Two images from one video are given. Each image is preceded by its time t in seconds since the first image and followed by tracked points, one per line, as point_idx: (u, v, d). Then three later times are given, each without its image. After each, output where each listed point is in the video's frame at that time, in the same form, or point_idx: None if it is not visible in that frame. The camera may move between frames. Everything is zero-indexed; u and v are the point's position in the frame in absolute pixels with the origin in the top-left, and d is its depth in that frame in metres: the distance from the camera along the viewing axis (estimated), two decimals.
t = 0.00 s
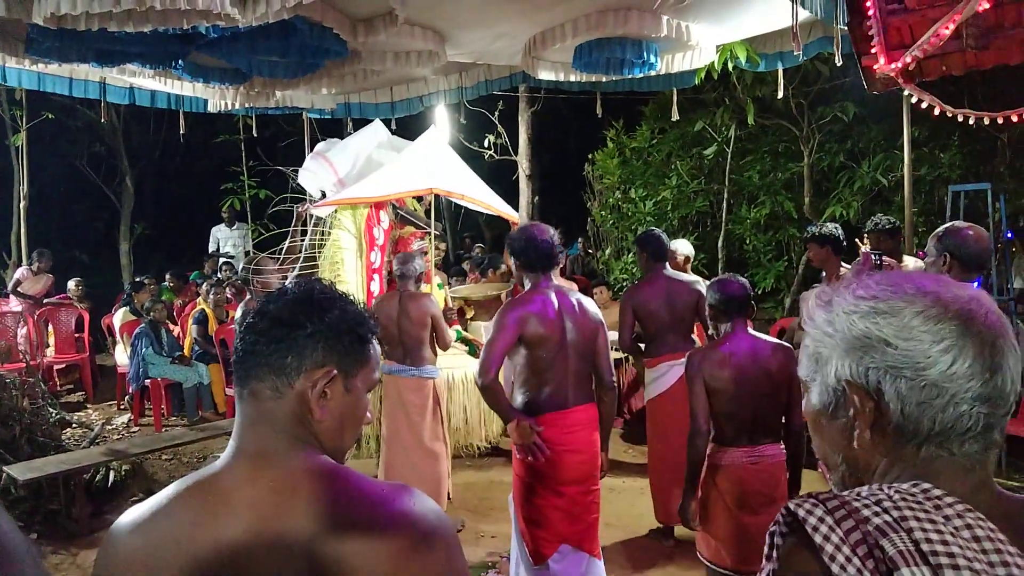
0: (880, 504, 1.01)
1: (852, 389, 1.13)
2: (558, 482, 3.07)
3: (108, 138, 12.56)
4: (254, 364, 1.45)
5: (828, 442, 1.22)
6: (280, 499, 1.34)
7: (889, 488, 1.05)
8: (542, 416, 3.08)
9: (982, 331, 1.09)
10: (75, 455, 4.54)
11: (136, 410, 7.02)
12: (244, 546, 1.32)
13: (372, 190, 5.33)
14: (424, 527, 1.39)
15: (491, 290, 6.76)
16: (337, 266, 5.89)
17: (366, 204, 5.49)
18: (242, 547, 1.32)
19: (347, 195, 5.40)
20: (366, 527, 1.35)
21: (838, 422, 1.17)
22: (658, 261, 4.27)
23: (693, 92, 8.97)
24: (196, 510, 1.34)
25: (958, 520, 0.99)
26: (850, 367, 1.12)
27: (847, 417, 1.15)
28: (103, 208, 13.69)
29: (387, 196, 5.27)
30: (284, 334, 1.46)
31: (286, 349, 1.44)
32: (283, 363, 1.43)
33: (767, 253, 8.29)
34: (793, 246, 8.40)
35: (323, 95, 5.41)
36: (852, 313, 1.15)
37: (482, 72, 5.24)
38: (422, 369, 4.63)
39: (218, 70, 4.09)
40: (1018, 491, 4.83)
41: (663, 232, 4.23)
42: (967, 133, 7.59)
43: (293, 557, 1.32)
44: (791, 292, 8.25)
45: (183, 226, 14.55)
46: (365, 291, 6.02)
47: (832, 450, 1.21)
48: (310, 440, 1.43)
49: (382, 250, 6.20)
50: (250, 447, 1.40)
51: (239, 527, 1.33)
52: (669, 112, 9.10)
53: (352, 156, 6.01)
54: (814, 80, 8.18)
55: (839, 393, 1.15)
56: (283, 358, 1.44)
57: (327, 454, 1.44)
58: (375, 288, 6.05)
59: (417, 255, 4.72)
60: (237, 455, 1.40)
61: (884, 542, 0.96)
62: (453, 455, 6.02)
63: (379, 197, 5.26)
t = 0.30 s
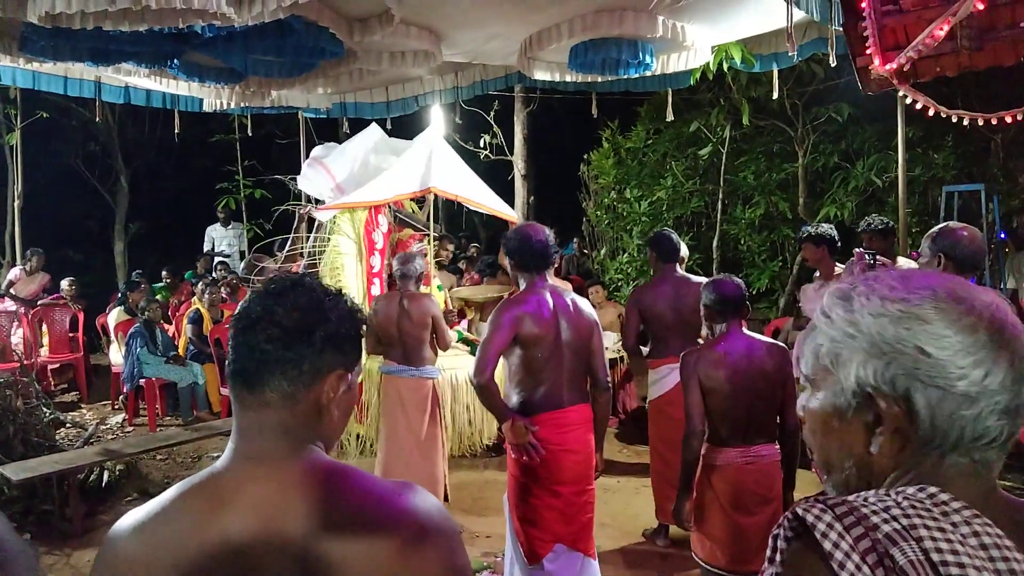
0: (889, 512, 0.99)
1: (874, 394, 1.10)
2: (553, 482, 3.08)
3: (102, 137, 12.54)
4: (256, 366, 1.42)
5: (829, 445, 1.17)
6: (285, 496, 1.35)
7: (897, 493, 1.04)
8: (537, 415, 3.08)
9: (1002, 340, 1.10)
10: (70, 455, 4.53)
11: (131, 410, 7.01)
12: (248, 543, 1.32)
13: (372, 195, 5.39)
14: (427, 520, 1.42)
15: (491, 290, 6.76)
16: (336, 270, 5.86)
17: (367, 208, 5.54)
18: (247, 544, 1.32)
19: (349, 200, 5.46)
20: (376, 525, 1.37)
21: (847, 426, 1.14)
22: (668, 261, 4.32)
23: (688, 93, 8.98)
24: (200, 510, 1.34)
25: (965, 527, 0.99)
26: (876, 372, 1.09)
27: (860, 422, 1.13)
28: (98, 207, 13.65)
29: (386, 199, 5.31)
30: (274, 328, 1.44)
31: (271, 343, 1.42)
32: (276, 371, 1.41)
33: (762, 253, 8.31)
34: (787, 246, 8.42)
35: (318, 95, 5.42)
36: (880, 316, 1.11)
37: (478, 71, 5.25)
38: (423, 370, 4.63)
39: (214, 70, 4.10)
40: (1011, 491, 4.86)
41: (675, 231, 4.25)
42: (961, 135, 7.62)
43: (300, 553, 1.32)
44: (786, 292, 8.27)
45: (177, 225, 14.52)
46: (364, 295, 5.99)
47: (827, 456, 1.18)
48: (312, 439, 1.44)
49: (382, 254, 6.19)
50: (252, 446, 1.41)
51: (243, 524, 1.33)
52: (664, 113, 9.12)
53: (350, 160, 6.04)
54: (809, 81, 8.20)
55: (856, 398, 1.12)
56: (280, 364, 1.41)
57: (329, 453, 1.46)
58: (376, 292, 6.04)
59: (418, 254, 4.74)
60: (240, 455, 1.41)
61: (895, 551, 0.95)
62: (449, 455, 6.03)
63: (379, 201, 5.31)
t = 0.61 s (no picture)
0: (920, 526, 0.93)
1: (918, 409, 0.99)
2: (553, 481, 3.07)
3: (102, 136, 12.52)
4: (256, 367, 1.41)
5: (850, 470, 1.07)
6: (296, 490, 1.35)
7: (923, 502, 0.98)
8: (537, 415, 3.07)
9: None
10: (67, 454, 4.52)
11: (129, 408, 7.00)
12: (261, 540, 1.32)
13: (375, 196, 5.42)
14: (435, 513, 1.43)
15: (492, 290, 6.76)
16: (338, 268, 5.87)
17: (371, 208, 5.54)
18: (259, 542, 1.32)
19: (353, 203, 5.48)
20: (382, 524, 1.37)
21: (883, 445, 1.03)
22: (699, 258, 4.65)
23: (689, 93, 8.98)
24: (210, 509, 1.34)
25: (999, 539, 0.93)
26: (922, 385, 0.98)
27: (897, 438, 1.02)
28: (97, 205, 13.64)
29: (390, 200, 5.36)
30: (270, 328, 1.43)
31: (271, 345, 1.42)
32: (276, 374, 1.41)
33: (762, 254, 8.30)
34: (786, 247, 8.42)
35: (317, 94, 5.41)
36: (919, 321, 0.99)
37: (477, 71, 5.24)
38: (430, 369, 4.62)
39: (213, 68, 4.09)
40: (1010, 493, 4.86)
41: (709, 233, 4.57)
42: (960, 136, 7.62)
43: (312, 548, 1.32)
44: (785, 293, 8.27)
45: (176, 223, 14.51)
46: (365, 292, 6.01)
47: (852, 477, 1.07)
48: (320, 436, 1.44)
49: (385, 252, 6.13)
50: (260, 444, 1.40)
51: (256, 519, 1.33)
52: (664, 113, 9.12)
53: (352, 163, 5.99)
54: (809, 82, 8.20)
55: (896, 414, 1.00)
56: (283, 366, 1.41)
57: (334, 450, 1.45)
58: (378, 292, 6.03)
59: (425, 253, 4.72)
60: (247, 453, 1.40)
61: (932, 569, 0.89)
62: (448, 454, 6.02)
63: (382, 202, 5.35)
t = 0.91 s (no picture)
0: (945, 527, 0.93)
1: (931, 409, 0.98)
2: (551, 479, 3.07)
3: (99, 132, 12.49)
4: (263, 360, 1.41)
5: (863, 476, 1.05)
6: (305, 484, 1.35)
7: (943, 504, 0.98)
8: (536, 413, 3.07)
9: None
10: (65, 451, 4.51)
11: (126, 405, 6.99)
12: (269, 534, 1.31)
13: (377, 190, 5.38)
14: (442, 506, 1.44)
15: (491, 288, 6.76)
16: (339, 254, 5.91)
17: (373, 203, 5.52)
18: (269, 535, 1.31)
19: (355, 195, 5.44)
20: (390, 517, 1.37)
21: (897, 448, 1.02)
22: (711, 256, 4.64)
23: (687, 91, 8.97)
24: (221, 501, 1.33)
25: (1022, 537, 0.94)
26: (934, 385, 0.97)
27: (911, 440, 1.01)
28: (94, 201, 13.60)
29: (394, 194, 5.32)
30: (273, 321, 1.43)
31: (277, 343, 1.41)
32: (282, 368, 1.40)
33: (760, 251, 8.31)
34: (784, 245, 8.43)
35: (316, 90, 5.41)
36: (927, 320, 0.99)
37: (475, 68, 5.22)
38: (436, 366, 4.60)
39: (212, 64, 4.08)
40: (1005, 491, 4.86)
41: (727, 231, 4.57)
42: (958, 134, 7.63)
43: (319, 541, 1.32)
44: (783, 291, 8.28)
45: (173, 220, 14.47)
46: (366, 282, 5.93)
47: (864, 482, 1.06)
48: (327, 431, 1.45)
49: (388, 244, 6.02)
50: (267, 440, 1.39)
51: (264, 514, 1.32)
52: (662, 111, 9.11)
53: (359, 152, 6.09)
54: (807, 80, 8.20)
55: (909, 415, 1.00)
56: (288, 362, 1.40)
57: (340, 443, 1.45)
58: (377, 282, 5.90)
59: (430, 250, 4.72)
60: (256, 448, 1.39)
61: (961, 571, 0.88)
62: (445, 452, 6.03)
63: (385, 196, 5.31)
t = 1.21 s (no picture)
0: (950, 530, 0.93)
1: (935, 412, 0.98)
2: (549, 482, 3.06)
3: (93, 133, 12.46)
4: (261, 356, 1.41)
5: (864, 480, 1.05)
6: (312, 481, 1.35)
7: (947, 506, 0.98)
8: (533, 415, 3.07)
9: None
10: (58, 453, 4.49)
11: (120, 407, 6.96)
12: (281, 532, 1.31)
13: (377, 188, 5.32)
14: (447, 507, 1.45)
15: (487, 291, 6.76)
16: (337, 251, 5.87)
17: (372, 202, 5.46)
18: (280, 534, 1.31)
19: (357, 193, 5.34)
20: (399, 517, 1.38)
21: (900, 451, 1.01)
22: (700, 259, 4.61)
23: (683, 93, 8.97)
24: (233, 498, 1.32)
25: None
26: (938, 388, 0.97)
27: (914, 443, 1.01)
28: (87, 202, 13.55)
29: (396, 193, 5.27)
30: (274, 319, 1.43)
31: (276, 339, 1.41)
32: (290, 366, 1.41)
33: (755, 254, 8.32)
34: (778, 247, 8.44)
35: (311, 91, 5.40)
36: (931, 323, 0.99)
37: (471, 69, 5.21)
38: (436, 367, 4.59)
39: (207, 65, 4.07)
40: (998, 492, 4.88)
41: (715, 233, 4.55)
42: (952, 136, 7.66)
43: (321, 539, 1.32)
44: (777, 293, 8.29)
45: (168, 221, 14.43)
46: (363, 281, 5.90)
47: (866, 487, 1.05)
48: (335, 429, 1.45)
49: (385, 243, 6.01)
50: (271, 439, 1.39)
51: (268, 513, 1.32)
52: (657, 113, 9.12)
53: (359, 151, 6.11)
54: (803, 82, 8.22)
55: (913, 418, 0.99)
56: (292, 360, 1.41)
57: (347, 443, 1.45)
58: (374, 280, 5.87)
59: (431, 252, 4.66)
60: (265, 445, 1.39)
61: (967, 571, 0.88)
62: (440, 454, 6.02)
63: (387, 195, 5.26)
